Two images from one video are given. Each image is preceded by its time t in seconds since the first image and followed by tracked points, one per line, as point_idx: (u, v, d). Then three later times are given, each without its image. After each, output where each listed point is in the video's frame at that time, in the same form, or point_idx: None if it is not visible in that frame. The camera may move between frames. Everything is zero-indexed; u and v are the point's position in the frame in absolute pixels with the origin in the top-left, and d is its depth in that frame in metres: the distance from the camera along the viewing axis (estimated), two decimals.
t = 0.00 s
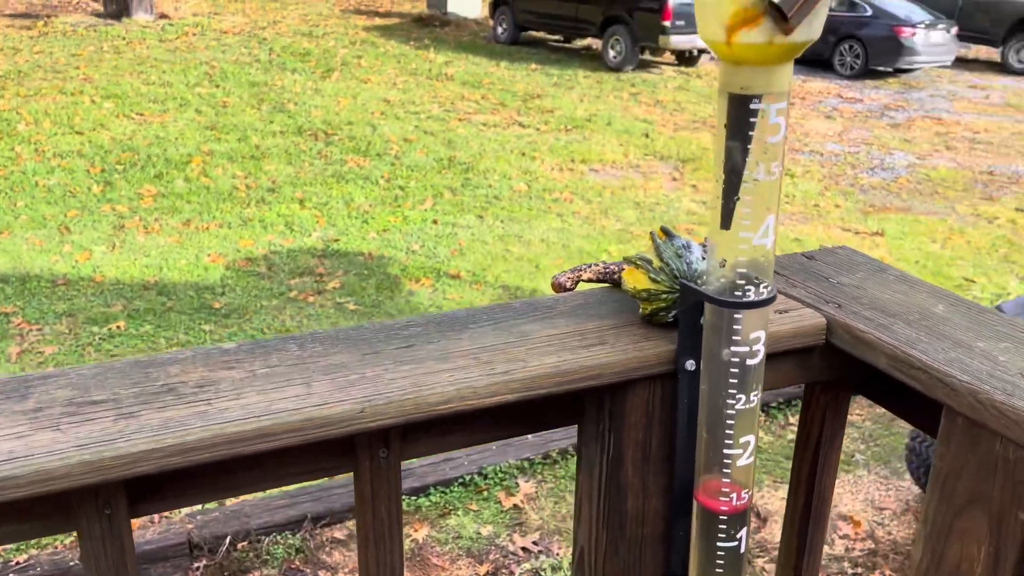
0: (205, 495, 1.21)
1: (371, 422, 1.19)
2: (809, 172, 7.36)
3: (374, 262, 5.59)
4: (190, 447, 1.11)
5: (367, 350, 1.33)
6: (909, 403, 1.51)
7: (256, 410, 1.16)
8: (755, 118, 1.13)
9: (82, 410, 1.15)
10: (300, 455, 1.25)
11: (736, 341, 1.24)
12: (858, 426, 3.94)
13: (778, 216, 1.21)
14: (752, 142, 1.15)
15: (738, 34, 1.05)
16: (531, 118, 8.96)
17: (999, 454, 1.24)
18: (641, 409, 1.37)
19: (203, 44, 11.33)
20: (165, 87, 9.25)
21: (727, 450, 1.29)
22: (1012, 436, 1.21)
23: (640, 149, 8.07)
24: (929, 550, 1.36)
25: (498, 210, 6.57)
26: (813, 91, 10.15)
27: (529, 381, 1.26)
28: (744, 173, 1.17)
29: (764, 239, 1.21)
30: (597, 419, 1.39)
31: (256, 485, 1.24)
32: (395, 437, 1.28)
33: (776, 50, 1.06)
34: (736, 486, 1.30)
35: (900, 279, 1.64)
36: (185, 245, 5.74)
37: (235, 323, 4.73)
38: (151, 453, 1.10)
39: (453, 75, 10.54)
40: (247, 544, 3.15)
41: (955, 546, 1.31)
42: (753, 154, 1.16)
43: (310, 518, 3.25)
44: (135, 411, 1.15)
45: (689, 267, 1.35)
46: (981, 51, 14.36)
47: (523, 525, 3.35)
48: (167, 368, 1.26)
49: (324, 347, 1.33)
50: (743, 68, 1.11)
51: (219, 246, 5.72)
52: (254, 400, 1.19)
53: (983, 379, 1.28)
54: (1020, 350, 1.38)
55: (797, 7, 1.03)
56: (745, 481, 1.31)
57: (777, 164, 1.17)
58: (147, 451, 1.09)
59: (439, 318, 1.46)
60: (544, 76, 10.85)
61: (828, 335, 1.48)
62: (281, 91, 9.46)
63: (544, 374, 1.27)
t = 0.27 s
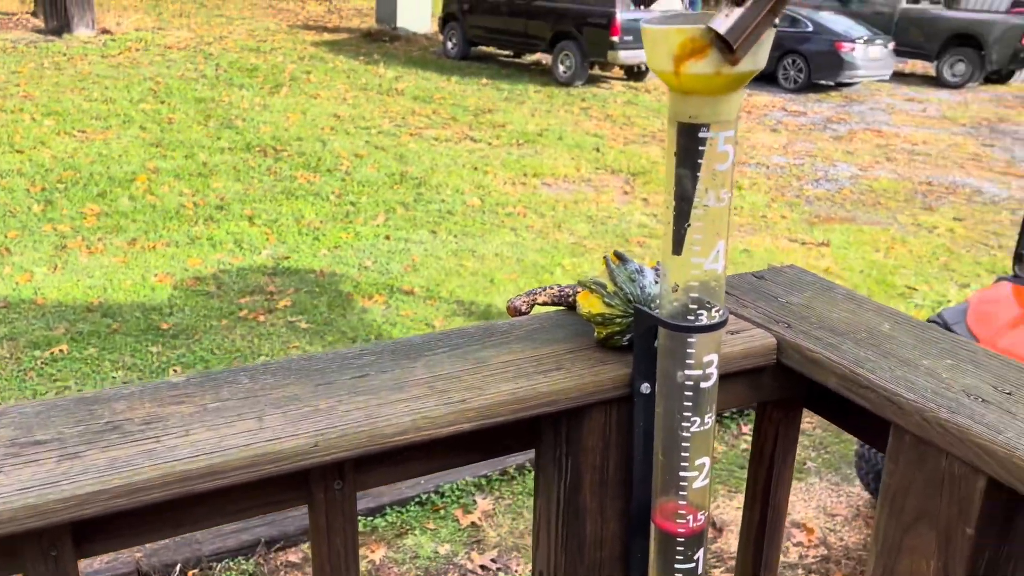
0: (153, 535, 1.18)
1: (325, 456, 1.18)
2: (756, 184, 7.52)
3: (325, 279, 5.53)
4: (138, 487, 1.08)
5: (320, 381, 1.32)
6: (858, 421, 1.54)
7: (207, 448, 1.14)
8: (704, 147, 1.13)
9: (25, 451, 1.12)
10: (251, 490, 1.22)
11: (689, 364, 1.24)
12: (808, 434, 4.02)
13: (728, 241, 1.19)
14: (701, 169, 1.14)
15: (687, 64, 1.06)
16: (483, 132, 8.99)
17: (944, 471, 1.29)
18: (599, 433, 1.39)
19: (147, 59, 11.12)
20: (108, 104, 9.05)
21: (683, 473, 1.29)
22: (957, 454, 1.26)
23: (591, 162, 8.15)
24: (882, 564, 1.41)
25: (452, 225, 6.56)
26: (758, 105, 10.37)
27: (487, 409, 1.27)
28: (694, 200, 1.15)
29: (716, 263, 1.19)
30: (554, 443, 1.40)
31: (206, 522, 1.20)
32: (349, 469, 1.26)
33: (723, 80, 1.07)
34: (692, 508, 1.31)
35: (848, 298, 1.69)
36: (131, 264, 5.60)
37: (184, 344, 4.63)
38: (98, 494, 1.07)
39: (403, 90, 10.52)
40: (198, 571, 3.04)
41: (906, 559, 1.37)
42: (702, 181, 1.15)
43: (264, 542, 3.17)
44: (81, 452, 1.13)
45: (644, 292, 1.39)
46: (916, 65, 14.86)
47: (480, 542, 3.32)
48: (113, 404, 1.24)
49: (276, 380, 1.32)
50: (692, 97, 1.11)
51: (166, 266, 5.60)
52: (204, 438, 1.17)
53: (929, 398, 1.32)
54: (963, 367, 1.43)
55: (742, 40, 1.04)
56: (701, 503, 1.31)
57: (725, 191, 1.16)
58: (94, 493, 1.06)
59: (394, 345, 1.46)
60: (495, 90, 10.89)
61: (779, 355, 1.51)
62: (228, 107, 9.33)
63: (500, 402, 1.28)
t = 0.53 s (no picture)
0: (103, 562, 1.15)
1: (279, 480, 1.17)
2: (715, 196, 7.63)
3: (286, 294, 5.47)
4: (88, 514, 1.06)
5: (274, 405, 1.32)
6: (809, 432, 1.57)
7: (158, 474, 1.12)
8: (654, 168, 1.14)
9: None
10: (202, 516, 1.20)
11: (643, 381, 1.25)
12: (769, 443, 4.08)
13: (679, 259, 1.21)
14: (653, 189, 1.15)
15: (636, 87, 1.07)
16: (444, 145, 8.99)
17: (891, 483, 1.32)
18: (555, 450, 1.40)
19: (102, 73, 10.94)
20: (61, 118, 8.87)
21: (640, 489, 1.29)
22: (903, 466, 1.29)
23: (552, 175, 8.20)
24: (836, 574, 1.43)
25: (414, 238, 6.55)
26: (716, 118, 10.54)
27: (442, 430, 1.27)
28: (646, 219, 1.17)
29: (668, 282, 1.21)
30: (512, 461, 1.41)
31: (157, 550, 1.18)
32: (305, 492, 1.26)
33: (671, 103, 1.08)
34: (649, 524, 1.31)
35: (800, 312, 1.73)
36: (86, 281, 5.48)
37: (140, 363, 4.54)
38: (47, 522, 1.04)
39: (364, 104, 10.48)
40: None
41: (859, 569, 1.39)
42: (653, 201, 1.16)
43: (224, 563, 3.10)
44: (28, 480, 1.10)
45: (598, 310, 1.40)
46: (868, 79, 15.24)
47: (445, 558, 3.30)
48: (61, 431, 1.22)
49: (229, 404, 1.32)
50: (642, 119, 1.12)
51: (122, 282, 5.50)
52: (155, 463, 1.15)
53: (876, 411, 1.35)
54: (909, 379, 1.47)
55: (689, 65, 1.05)
56: (658, 518, 1.32)
57: (675, 211, 1.17)
58: (43, 520, 1.04)
59: (350, 367, 1.47)
60: (456, 104, 10.91)
61: (731, 370, 1.54)
62: (186, 120, 9.20)
63: (455, 422, 1.28)
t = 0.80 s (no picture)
0: None
1: (235, 497, 1.16)
2: (686, 207, 7.70)
3: (257, 307, 5.42)
4: (41, 534, 1.05)
5: (233, 422, 1.32)
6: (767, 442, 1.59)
7: (114, 493, 1.11)
8: (609, 184, 1.16)
9: None
10: (159, 534, 1.19)
11: (602, 395, 1.27)
12: (741, 452, 4.13)
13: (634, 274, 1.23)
14: (607, 206, 1.17)
15: (589, 105, 1.09)
16: (417, 157, 8.99)
17: (845, 493, 1.34)
18: (516, 462, 1.40)
19: (69, 84, 10.80)
20: (28, 129, 8.74)
21: (600, 501, 1.31)
22: (855, 476, 1.31)
23: (525, 187, 8.22)
24: None
25: (386, 250, 6.54)
26: (687, 129, 10.65)
27: (401, 445, 1.27)
28: (602, 235, 1.18)
29: (624, 296, 1.23)
30: (473, 475, 1.41)
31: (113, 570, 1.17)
32: (264, 508, 1.25)
33: (624, 122, 1.10)
34: (609, 535, 1.32)
35: (758, 325, 1.76)
36: (53, 295, 5.40)
37: (108, 377, 4.47)
38: None
39: (336, 115, 10.46)
40: None
41: None
42: (608, 218, 1.18)
43: None
44: None
45: (558, 324, 1.40)
46: (835, 91, 15.50)
47: (418, 571, 3.28)
48: (17, 451, 1.21)
49: (188, 421, 1.31)
50: (595, 137, 1.14)
51: (90, 296, 5.42)
52: (111, 483, 1.14)
53: (830, 422, 1.37)
54: (862, 390, 1.50)
55: (640, 84, 1.07)
56: (619, 530, 1.33)
57: (630, 227, 1.19)
58: None
59: (310, 381, 1.47)
60: (429, 115, 10.92)
61: (690, 383, 1.56)
62: (156, 132, 9.12)
63: (415, 437, 1.28)
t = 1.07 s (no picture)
0: None
1: (196, 511, 1.16)
2: (667, 216, 7.74)
3: (236, 317, 5.39)
4: None
5: (197, 434, 1.31)
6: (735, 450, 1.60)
7: (72, 508, 1.10)
8: (572, 195, 1.17)
9: None
10: (119, 549, 1.18)
11: (568, 405, 1.28)
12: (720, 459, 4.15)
13: (598, 285, 1.24)
14: (570, 216, 1.18)
15: (551, 116, 1.10)
16: (399, 166, 8.99)
17: (809, 500, 1.35)
18: (484, 474, 1.40)
19: (48, 93, 10.72)
20: (5, 139, 8.66)
21: (566, 511, 1.32)
22: (819, 484, 1.32)
23: (507, 195, 8.24)
24: None
25: (367, 259, 6.52)
26: (668, 138, 10.72)
27: (366, 456, 1.27)
28: (566, 244, 1.19)
29: (588, 306, 1.23)
30: (442, 486, 1.41)
31: None
32: (228, 521, 1.25)
33: (585, 132, 1.11)
34: (576, 545, 1.33)
35: (726, 334, 1.78)
36: (29, 306, 5.34)
37: (84, 389, 4.42)
38: None
39: (317, 124, 10.44)
40: None
41: None
42: (572, 229, 1.19)
43: None
44: None
45: (524, 334, 1.43)
46: (814, 100, 15.66)
47: None
48: None
49: (150, 433, 1.31)
50: (558, 148, 1.15)
51: (67, 307, 5.36)
52: (69, 497, 1.13)
53: (794, 430, 1.39)
54: (827, 398, 1.51)
55: (601, 95, 1.07)
56: (585, 539, 1.34)
57: (593, 237, 1.20)
58: None
59: (277, 393, 1.47)
60: (411, 124, 10.92)
61: (658, 392, 1.57)
62: (135, 142, 9.06)
63: (379, 448, 1.29)
